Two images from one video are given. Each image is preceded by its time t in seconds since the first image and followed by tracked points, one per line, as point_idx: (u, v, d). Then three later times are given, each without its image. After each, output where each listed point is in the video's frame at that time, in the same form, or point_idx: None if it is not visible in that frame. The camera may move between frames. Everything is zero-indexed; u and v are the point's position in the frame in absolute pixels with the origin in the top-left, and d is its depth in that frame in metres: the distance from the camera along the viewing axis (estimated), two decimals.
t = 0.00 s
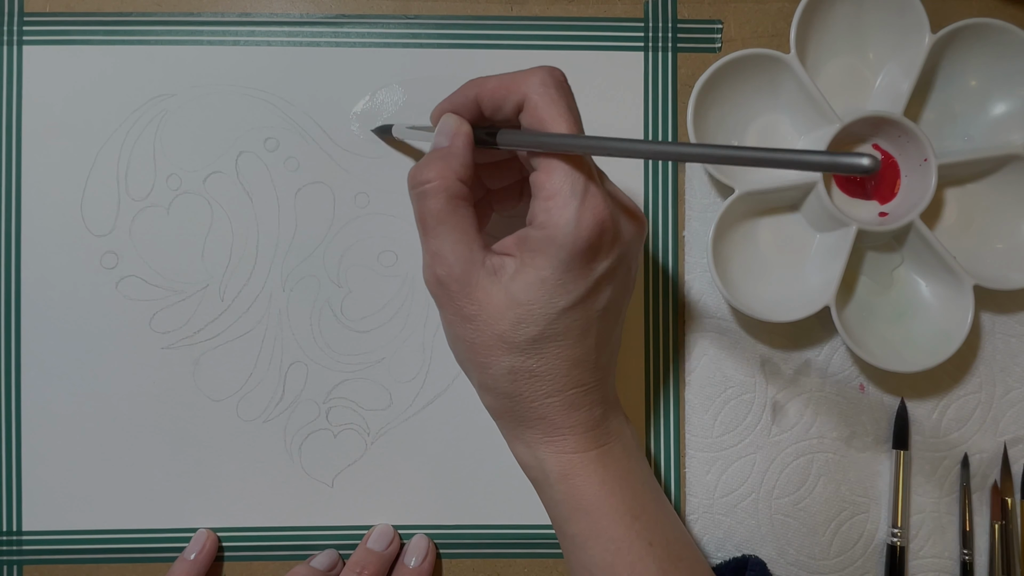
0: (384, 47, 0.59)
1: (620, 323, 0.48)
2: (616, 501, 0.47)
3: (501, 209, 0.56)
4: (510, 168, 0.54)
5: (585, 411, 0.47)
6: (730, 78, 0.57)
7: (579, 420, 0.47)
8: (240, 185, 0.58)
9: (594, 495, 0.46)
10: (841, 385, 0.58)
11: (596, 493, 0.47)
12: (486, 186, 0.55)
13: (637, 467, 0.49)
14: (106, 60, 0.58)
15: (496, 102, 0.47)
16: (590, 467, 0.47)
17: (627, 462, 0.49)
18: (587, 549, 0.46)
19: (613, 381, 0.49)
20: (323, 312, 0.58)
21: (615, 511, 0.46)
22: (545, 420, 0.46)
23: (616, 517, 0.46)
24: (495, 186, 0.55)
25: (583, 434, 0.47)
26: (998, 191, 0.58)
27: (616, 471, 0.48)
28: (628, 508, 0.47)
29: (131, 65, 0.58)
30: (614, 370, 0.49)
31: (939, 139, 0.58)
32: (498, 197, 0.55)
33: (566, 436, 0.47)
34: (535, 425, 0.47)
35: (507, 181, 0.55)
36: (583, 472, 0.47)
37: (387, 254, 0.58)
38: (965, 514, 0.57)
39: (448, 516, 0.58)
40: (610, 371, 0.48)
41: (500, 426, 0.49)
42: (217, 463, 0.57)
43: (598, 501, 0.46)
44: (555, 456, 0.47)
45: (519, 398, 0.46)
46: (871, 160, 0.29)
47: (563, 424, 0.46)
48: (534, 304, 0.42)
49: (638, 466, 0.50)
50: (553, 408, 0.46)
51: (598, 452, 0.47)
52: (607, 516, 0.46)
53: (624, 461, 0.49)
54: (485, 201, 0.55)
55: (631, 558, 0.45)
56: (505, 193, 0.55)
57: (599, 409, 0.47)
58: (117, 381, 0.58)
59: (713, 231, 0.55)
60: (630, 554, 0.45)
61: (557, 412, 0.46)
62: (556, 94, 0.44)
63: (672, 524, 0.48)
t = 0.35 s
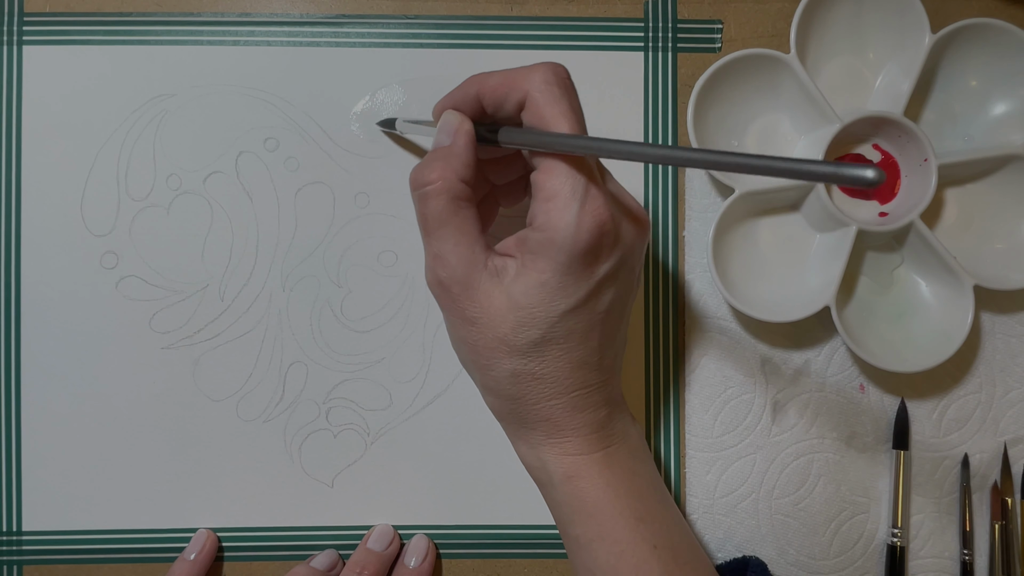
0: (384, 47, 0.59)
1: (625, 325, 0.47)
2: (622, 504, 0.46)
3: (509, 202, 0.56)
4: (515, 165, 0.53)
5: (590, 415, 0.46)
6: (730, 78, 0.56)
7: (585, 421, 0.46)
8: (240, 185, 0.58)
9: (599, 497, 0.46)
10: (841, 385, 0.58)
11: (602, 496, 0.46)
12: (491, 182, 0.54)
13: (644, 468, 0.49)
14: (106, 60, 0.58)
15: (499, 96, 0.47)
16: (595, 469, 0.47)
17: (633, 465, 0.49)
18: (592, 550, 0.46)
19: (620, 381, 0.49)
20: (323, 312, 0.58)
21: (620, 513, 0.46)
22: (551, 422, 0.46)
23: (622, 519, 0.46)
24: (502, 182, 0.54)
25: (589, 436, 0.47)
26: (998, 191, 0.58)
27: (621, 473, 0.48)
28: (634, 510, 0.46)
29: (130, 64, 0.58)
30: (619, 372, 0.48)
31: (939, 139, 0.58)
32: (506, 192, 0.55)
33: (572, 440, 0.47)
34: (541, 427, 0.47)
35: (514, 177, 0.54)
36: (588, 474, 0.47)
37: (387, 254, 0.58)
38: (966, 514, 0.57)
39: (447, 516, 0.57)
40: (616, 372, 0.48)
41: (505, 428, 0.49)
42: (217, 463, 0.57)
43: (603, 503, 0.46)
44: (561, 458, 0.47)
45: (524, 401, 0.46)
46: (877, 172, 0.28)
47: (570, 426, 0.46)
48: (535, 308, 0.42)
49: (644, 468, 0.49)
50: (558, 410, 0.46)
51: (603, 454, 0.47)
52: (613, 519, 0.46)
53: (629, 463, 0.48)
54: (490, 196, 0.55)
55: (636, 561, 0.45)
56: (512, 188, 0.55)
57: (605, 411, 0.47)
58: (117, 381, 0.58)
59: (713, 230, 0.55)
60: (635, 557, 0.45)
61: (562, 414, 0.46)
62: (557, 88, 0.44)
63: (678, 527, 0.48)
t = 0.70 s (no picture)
0: (384, 47, 0.59)
1: (635, 324, 0.47)
2: (626, 504, 0.46)
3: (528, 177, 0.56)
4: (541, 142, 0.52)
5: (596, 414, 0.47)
6: (730, 78, 0.56)
7: (591, 421, 0.47)
8: (240, 185, 0.58)
9: (604, 497, 0.46)
10: (841, 385, 0.58)
11: (605, 498, 0.46)
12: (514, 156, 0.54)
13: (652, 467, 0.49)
14: (106, 60, 0.58)
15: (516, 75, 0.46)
16: (601, 469, 0.47)
17: (638, 464, 0.49)
18: (595, 551, 0.46)
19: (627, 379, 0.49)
20: (323, 312, 0.58)
21: (624, 514, 0.46)
22: (555, 420, 0.46)
23: (625, 520, 0.46)
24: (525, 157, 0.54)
25: (594, 436, 0.47)
26: (998, 191, 0.58)
27: (626, 472, 0.47)
28: (637, 511, 0.46)
29: (130, 64, 0.58)
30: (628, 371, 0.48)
31: (939, 139, 0.58)
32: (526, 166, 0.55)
33: (576, 439, 0.47)
34: (545, 424, 0.47)
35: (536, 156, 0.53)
36: (592, 475, 0.47)
37: (387, 254, 0.58)
38: (965, 514, 0.57)
39: (447, 516, 0.57)
40: (624, 372, 0.48)
41: (511, 424, 0.49)
42: (217, 463, 0.57)
43: (608, 503, 0.46)
44: (565, 457, 0.47)
45: (529, 397, 0.46)
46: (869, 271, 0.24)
47: (574, 424, 0.46)
48: (544, 306, 0.42)
49: (648, 467, 0.49)
50: (563, 408, 0.46)
51: (608, 455, 0.47)
52: (615, 519, 0.46)
53: (634, 462, 0.48)
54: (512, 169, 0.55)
55: (638, 563, 0.45)
56: (532, 164, 0.55)
57: (611, 410, 0.47)
58: (117, 382, 0.58)
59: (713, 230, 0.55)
60: (637, 559, 0.45)
61: (567, 413, 0.46)
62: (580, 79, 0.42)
63: (683, 529, 0.48)
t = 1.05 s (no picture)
0: (384, 47, 0.59)
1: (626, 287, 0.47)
2: (635, 482, 0.46)
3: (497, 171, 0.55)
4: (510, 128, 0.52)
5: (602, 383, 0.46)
6: (730, 78, 0.56)
7: (597, 389, 0.46)
8: (240, 185, 0.58)
9: (613, 473, 0.46)
10: (841, 385, 0.58)
11: (615, 466, 0.46)
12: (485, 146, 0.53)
13: (654, 452, 0.49)
14: (106, 60, 0.58)
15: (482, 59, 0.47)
16: (609, 443, 0.46)
17: (644, 443, 0.48)
18: (606, 532, 0.45)
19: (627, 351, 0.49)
20: (323, 312, 0.58)
21: (634, 492, 0.46)
22: (563, 394, 0.46)
23: (633, 499, 0.45)
24: (494, 146, 0.53)
25: (600, 406, 0.47)
26: (998, 191, 0.58)
27: (633, 448, 0.47)
28: (647, 491, 0.46)
29: (130, 64, 0.58)
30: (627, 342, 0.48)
31: (939, 139, 0.58)
32: (496, 157, 0.54)
33: (584, 410, 0.46)
34: (553, 400, 0.46)
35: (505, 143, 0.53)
36: (603, 447, 0.46)
37: (387, 254, 0.58)
38: (965, 514, 0.57)
39: (447, 516, 0.57)
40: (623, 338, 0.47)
41: (516, 408, 0.48)
42: (217, 463, 0.57)
43: (618, 479, 0.46)
44: (575, 433, 0.46)
45: (535, 372, 0.45)
46: None
47: (580, 396, 0.46)
48: (540, 270, 0.42)
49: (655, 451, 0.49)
50: (569, 380, 0.45)
51: (616, 428, 0.47)
52: (624, 500, 0.45)
53: (641, 441, 0.48)
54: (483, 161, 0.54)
55: (649, 544, 0.45)
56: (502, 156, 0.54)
57: (615, 379, 0.47)
58: (117, 381, 0.58)
59: (713, 231, 0.55)
60: (648, 540, 0.45)
61: (574, 383, 0.45)
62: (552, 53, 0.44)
63: (691, 513, 0.48)
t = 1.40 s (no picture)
0: (384, 47, 0.59)
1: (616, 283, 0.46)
2: (626, 480, 0.45)
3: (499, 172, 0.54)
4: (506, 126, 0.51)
5: (591, 382, 0.46)
6: (729, 78, 0.56)
7: (585, 387, 0.46)
8: (240, 185, 0.58)
9: (603, 471, 0.45)
10: (841, 385, 0.58)
11: (604, 466, 0.46)
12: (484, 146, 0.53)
13: (653, 448, 0.48)
14: (106, 60, 0.58)
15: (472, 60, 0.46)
16: (599, 441, 0.46)
17: (639, 440, 0.48)
18: (598, 529, 0.45)
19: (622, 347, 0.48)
20: (323, 312, 0.58)
21: (625, 490, 0.45)
22: (552, 392, 0.45)
23: (624, 497, 0.45)
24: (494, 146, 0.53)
25: (590, 404, 0.46)
26: (998, 191, 0.58)
27: (627, 446, 0.47)
28: (639, 489, 0.45)
29: (131, 64, 0.58)
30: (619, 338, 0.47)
31: (939, 139, 0.58)
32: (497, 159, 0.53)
33: (573, 407, 0.46)
34: (542, 398, 0.46)
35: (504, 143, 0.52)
36: (592, 445, 0.46)
37: (387, 254, 0.58)
38: (965, 514, 0.57)
39: (448, 516, 0.57)
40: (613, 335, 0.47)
41: (509, 406, 0.48)
42: (217, 463, 0.57)
43: (609, 477, 0.45)
44: (565, 431, 0.46)
45: (522, 371, 0.45)
46: None
47: (570, 395, 0.45)
48: (519, 271, 0.41)
49: (652, 447, 0.48)
50: (556, 378, 0.45)
51: (607, 427, 0.46)
52: (615, 499, 0.45)
53: (636, 439, 0.47)
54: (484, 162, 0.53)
55: (640, 542, 0.44)
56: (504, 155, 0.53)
57: (605, 376, 0.46)
58: (117, 381, 0.58)
59: (713, 230, 0.55)
60: (639, 538, 0.44)
61: (562, 381, 0.45)
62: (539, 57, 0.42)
63: (687, 512, 0.47)
